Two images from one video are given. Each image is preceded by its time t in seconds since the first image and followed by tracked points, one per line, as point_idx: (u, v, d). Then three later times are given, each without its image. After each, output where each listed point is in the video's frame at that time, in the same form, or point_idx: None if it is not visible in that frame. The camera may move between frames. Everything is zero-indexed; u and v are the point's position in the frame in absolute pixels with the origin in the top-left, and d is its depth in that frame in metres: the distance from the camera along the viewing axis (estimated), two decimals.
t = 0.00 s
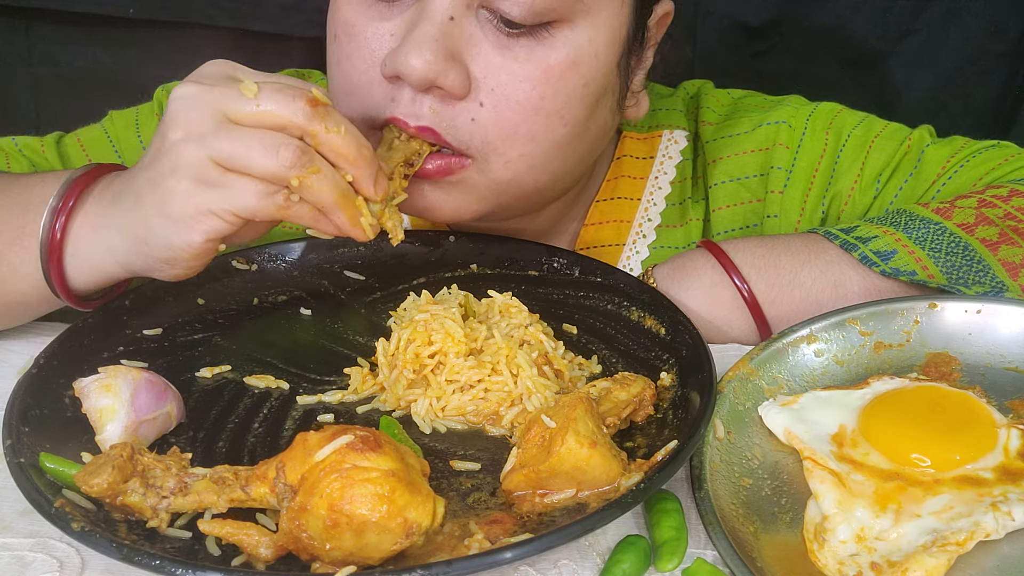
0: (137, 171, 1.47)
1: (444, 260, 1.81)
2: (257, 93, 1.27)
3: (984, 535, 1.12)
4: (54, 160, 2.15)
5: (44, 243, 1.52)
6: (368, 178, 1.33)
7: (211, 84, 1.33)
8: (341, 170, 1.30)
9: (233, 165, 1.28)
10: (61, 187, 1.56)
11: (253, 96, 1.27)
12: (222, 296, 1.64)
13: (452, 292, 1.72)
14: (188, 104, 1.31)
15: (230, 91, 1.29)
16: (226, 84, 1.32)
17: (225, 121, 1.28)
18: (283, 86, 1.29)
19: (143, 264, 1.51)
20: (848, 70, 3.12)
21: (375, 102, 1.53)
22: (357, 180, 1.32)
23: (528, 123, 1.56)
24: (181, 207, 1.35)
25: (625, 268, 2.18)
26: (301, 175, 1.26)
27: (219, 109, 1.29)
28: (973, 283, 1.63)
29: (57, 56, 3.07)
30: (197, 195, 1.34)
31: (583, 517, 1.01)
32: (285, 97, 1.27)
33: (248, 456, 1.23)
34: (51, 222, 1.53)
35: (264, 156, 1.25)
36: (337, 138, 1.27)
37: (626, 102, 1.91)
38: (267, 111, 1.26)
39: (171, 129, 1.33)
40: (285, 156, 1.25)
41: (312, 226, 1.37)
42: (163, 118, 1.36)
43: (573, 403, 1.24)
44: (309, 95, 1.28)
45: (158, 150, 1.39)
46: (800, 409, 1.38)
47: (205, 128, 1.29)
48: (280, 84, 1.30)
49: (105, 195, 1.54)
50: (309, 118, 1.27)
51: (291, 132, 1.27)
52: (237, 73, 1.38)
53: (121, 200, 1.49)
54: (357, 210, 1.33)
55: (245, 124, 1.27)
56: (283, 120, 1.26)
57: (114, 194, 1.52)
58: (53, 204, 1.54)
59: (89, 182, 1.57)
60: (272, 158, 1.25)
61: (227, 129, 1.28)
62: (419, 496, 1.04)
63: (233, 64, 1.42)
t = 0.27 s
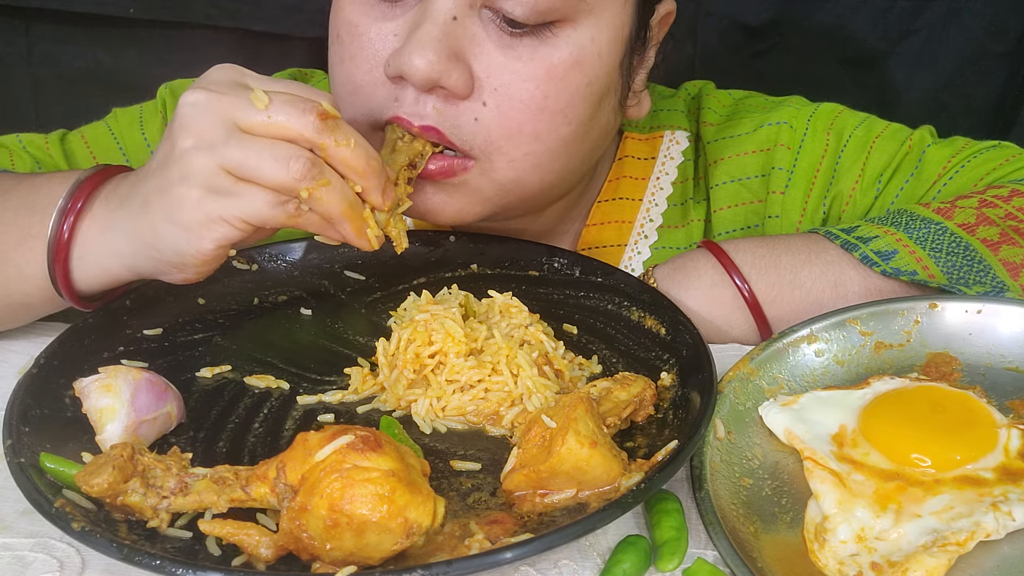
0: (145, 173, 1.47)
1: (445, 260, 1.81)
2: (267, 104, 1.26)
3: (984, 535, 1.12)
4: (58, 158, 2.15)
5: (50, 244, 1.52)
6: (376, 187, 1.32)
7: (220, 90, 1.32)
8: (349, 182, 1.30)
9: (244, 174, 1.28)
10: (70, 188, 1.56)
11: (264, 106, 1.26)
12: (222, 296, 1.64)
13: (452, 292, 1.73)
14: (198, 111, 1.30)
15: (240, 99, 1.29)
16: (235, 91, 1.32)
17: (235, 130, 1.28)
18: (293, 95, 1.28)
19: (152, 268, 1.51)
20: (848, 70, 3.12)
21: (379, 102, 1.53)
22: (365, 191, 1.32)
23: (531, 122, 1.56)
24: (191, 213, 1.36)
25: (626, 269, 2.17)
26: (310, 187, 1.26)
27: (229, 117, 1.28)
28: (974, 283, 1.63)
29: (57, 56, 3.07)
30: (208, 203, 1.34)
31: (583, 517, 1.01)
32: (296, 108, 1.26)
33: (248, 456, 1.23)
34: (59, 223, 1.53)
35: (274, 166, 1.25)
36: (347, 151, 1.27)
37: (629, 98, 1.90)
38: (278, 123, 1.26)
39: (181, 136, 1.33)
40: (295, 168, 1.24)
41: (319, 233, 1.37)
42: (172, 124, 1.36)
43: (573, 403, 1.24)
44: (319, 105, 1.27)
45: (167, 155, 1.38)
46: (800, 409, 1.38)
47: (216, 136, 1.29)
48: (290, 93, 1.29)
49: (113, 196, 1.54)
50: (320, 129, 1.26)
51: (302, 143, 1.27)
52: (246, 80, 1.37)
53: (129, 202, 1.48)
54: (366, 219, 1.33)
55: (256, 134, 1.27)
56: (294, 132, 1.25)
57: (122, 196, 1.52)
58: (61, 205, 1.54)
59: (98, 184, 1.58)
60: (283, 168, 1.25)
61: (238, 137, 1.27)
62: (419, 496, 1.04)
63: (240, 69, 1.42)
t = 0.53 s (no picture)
0: (150, 175, 1.46)
1: (444, 261, 1.81)
2: (271, 108, 1.26)
3: (984, 535, 1.12)
4: (60, 157, 2.15)
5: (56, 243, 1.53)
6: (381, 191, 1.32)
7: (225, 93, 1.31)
8: (354, 185, 1.30)
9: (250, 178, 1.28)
10: (79, 185, 1.55)
11: (267, 111, 1.26)
12: (222, 297, 1.64)
13: (452, 292, 1.73)
14: (203, 115, 1.30)
15: (243, 103, 1.28)
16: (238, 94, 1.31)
17: (241, 134, 1.28)
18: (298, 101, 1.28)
19: (157, 267, 1.51)
20: (848, 70, 3.12)
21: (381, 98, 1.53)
22: (369, 194, 1.32)
23: (536, 113, 1.56)
24: (198, 216, 1.35)
25: (626, 269, 2.18)
26: (316, 193, 1.26)
27: (233, 121, 1.28)
28: (973, 283, 1.63)
29: (57, 56, 3.07)
30: (214, 207, 1.34)
31: (583, 517, 1.01)
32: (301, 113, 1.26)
33: (248, 456, 1.23)
34: (65, 222, 1.53)
35: (280, 171, 1.25)
36: (350, 155, 1.27)
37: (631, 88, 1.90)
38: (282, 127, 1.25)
39: (185, 139, 1.32)
40: (301, 174, 1.25)
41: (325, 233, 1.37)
42: (176, 126, 1.35)
43: (573, 403, 1.24)
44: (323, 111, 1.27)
45: (172, 158, 1.38)
46: (800, 409, 1.38)
47: (222, 140, 1.29)
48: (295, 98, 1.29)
49: (119, 195, 1.53)
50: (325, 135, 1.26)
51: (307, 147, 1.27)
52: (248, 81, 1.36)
53: (134, 202, 1.48)
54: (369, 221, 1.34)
55: (261, 138, 1.26)
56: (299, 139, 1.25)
57: (127, 196, 1.51)
58: (69, 202, 1.54)
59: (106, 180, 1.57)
60: (289, 173, 1.25)
61: (243, 141, 1.27)
62: (419, 496, 1.04)
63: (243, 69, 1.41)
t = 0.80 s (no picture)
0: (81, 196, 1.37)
1: (444, 260, 1.80)
2: (159, 211, 1.18)
3: (984, 535, 1.12)
4: (59, 157, 2.16)
5: (11, 247, 1.43)
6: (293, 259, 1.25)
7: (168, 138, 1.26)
8: (251, 304, 1.23)
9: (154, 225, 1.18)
10: (35, 188, 1.46)
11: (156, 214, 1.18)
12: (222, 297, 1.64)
13: (452, 292, 1.72)
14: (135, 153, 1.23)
15: (141, 193, 1.19)
16: (144, 174, 1.21)
17: (162, 178, 1.20)
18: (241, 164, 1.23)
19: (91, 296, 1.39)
20: (848, 70, 3.12)
21: (406, 90, 1.56)
22: (268, 318, 1.26)
23: (559, 98, 1.55)
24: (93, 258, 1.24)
25: (628, 269, 2.19)
26: (200, 311, 1.22)
27: (129, 208, 1.19)
28: (974, 283, 1.62)
29: (57, 56, 3.07)
30: (108, 289, 1.26)
31: (583, 517, 1.01)
32: (237, 177, 1.21)
33: (248, 456, 1.23)
34: (20, 225, 1.43)
35: (162, 286, 1.18)
36: (238, 272, 1.20)
37: (642, 79, 1.91)
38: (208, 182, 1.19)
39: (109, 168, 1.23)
40: (184, 288, 1.19)
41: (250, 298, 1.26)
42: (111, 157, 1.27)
43: (573, 403, 1.24)
44: (269, 196, 1.23)
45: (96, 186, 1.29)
46: (800, 409, 1.38)
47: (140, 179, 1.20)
48: (238, 161, 1.23)
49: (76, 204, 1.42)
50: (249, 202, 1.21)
51: (230, 209, 1.20)
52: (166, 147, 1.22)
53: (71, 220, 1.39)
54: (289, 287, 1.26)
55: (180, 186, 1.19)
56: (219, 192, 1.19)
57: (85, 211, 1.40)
58: (24, 204, 1.44)
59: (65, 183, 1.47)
60: (168, 292, 1.19)
61: (137, 236, 1.19)
62: (419, 496, 1.04)
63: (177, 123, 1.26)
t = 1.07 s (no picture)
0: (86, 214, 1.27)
1: (444, 260, 1.80)
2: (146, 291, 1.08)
3: (984, 535, 1.12)
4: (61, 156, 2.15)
5: None
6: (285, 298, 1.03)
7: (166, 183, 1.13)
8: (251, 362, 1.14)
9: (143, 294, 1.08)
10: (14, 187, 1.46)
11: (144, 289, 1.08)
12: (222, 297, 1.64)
13: (452, 292, 1.72)
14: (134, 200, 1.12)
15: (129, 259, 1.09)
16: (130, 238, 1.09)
17: (150, 243, 1.08)
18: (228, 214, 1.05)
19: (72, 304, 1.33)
20: (848, 70, 3.12)
21: (413, 80, 1.57)
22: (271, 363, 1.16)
23: (570, 82, 1.55)
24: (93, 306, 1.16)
25: (630, 269, 2.19)
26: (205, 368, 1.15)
27: (120, 274, 1.11)
28: (974, 283, 1.62)
29: (57, 57, 3.07)
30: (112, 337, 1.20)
31: (583, 517, 1.01)
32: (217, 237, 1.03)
33: (248, 456, 1.23)
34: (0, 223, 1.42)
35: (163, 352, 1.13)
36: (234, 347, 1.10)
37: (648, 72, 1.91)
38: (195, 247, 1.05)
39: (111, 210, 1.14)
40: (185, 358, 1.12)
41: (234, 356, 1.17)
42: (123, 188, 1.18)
43: (573, 403, 1.24)
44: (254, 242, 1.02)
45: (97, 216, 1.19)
46: (800, 409, 1.38)
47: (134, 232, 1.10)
48: (220, 215, 1.04)
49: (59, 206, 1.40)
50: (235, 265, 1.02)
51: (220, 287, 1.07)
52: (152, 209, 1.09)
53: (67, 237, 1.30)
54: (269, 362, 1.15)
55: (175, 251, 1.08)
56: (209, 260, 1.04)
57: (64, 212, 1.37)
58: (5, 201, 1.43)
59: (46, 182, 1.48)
60: (172, 354, 1.13)
61: (130, 301, 1.12)
62: (419, 496, 1.04)
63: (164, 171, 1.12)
